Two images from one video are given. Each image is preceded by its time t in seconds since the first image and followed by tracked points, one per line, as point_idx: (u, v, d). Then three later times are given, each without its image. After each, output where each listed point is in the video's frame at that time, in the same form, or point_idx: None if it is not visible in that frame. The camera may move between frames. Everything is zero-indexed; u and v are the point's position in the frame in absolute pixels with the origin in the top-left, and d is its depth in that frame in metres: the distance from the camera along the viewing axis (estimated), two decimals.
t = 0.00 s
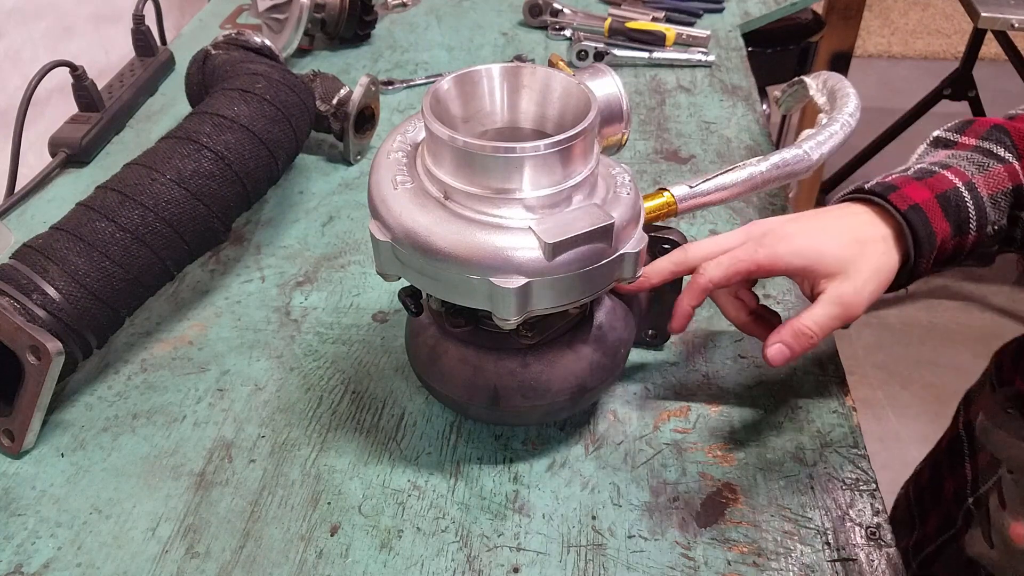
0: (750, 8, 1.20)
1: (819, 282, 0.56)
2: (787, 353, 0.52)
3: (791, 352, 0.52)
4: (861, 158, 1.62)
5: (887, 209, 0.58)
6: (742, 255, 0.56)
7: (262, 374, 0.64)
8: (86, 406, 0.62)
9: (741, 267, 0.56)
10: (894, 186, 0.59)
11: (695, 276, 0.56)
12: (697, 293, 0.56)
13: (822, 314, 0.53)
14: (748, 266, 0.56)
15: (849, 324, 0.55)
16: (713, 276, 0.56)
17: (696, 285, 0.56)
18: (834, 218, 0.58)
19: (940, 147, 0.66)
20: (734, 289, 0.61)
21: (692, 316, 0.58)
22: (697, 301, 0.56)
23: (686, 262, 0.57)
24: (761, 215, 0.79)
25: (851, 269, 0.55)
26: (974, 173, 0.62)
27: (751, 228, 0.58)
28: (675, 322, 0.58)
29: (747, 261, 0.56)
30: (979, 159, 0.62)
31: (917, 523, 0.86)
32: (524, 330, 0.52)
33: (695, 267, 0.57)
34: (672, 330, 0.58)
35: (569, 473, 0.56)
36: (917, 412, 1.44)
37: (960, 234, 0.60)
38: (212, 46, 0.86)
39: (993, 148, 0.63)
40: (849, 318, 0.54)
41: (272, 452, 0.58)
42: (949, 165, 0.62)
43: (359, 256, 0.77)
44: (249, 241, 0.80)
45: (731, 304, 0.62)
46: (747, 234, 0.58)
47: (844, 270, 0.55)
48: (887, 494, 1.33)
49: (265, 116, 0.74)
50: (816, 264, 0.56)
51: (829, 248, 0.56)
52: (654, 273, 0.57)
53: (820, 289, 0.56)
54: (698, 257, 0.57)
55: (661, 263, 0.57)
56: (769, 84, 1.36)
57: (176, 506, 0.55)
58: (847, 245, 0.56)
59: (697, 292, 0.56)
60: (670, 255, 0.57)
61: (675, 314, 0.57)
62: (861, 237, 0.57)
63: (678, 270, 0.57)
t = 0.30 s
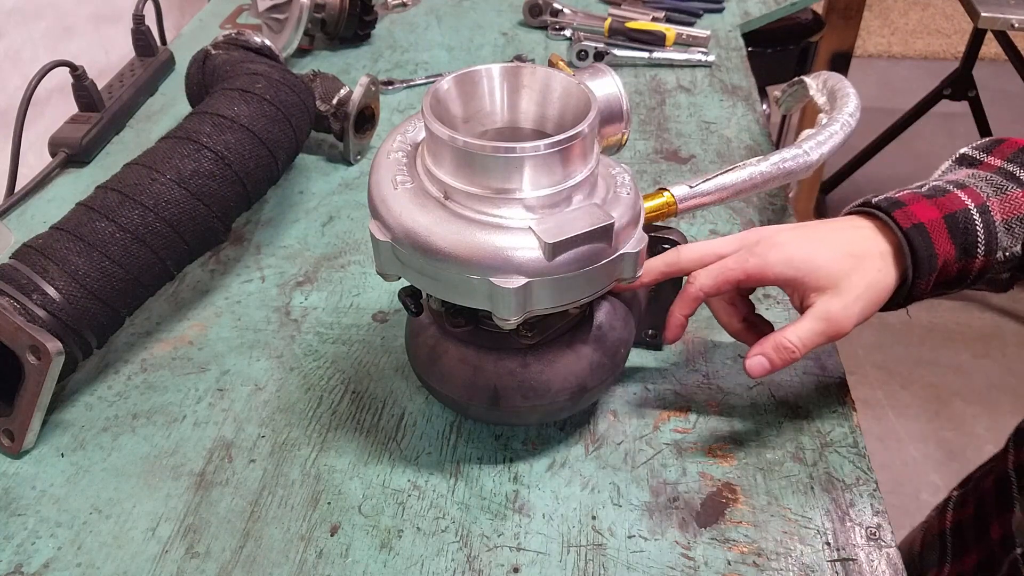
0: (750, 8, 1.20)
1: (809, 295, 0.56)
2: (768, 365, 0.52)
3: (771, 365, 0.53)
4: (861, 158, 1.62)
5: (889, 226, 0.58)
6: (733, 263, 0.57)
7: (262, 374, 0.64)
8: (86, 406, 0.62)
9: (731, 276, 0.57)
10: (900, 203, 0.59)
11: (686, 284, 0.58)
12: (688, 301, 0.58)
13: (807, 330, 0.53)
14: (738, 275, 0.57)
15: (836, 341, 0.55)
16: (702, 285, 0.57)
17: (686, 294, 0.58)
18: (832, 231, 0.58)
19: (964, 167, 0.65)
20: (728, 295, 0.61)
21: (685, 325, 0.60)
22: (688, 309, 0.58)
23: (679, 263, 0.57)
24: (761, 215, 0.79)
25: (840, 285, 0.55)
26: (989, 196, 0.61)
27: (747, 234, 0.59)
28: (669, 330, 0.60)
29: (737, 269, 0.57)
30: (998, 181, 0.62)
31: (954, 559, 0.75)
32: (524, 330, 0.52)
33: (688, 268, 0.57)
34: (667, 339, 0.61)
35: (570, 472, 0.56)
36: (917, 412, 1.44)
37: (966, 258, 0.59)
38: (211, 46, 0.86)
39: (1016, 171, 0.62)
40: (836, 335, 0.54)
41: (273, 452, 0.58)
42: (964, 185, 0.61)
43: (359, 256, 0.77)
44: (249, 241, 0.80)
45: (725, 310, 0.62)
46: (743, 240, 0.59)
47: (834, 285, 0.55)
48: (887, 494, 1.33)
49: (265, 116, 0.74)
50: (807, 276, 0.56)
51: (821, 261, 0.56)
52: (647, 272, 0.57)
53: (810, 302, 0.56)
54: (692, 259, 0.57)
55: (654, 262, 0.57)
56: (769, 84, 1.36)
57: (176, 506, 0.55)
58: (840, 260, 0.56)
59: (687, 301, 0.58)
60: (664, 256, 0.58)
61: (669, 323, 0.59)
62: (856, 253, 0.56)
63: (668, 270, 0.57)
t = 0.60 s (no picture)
0: (750, 8, 1.20)
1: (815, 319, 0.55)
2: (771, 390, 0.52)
3: (773, 390, 0.53)
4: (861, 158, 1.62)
5: (899, 250, 0.56)
6: (738, 286, 0.56)
7: (262, 374, 0.64)
8: (86, 405, 0.62)
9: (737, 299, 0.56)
10: (909, 225, 0.56)
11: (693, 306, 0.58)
12: (694, 325, 0.58)
13: (811, 355, 0.52)
14: (743, 299, 0.56)
15: (841, 365, 0.54)
16: (708, 308, 0.57)
17: (692, 316, 0.57)
18: (843, 253, 0.56)
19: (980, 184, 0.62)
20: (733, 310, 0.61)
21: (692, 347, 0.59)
22: (694, 331, 0.58)
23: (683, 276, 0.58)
24: (761, 215, 0.79)
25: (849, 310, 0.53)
26: (1002, 217, 0.57)
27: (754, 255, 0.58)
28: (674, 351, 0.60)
29: (742, 293, 0.55)
30: (1012, 202, 0.58)
31: None
32: (524, 330, 0.52)
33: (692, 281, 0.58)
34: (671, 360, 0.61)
35: (570, 472, 0.56)
36: (917, 412, 1.44)
37: (978, 281, 0.56)
38: (212, 46, 0.86)
39: None
40: (841, 360, 0.53)
41: (272, 452, 0.58)
42: (977, 206, 0.58)
43: (359, 256, 0.77)
44: (249, 241, 0.80)
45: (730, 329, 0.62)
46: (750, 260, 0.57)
47: (842, 311, 0.53)
48: (887, 494, 1.33)
49: (265, 116, 0.74)
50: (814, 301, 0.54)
51: (830, 285, 0.54)
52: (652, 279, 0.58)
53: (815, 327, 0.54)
54: (697, 273, 0.57)
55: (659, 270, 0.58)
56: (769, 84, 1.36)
57: (176, 505, 0.55)
58: (849, 284, 0.54)
59: (693, 324, 0.57)
60: (670, 264, 0.58)
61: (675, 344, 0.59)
62: (867, 278, 0.54)
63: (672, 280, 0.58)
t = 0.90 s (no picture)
0: (750, 8, 1.20)
1: (789, 309, 0.55)
2: (741, 378, 0.53)
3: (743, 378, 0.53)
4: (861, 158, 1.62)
5: (875, 245, 0.56)
6: (712, 275, 0.56)
7: (262, 374, 0.64)
8: (86, 406, 0.62)
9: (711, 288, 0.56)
10: (887, 221, 0.56)
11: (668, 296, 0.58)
12: (667, 314, 0.58)
13: (782, 345, 0.52)
14: (717, 287, 0.56)
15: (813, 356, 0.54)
16: (683, 296, 0.57)
17: (666, 305, 0.57)
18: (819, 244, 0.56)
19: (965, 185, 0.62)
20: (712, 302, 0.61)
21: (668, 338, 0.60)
22: (669, 321, 0.58)
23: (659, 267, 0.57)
24: (761, 215, 0.79)
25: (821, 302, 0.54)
26: (983, 214, 0.58)
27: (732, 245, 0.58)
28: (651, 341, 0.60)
29: (716, 282, 0.56)
30: (994, 200, 0.58)
31: None
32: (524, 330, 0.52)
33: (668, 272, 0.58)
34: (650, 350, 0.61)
35: (570, 472, 0.56)
36: (917, 412, 1.44)
37: (954, 279, 0.56)
38: (211, 46, 0.86)
39: (1017, 189, 0.59)
40: (812, 351, 0.53)
41: (272, 452, 0.58)
42: (957, 203, 0.58)
43: (359, 256, 0.77)
44: (249, 241, 0.80)
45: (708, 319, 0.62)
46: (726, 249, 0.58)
47: (815, 302, 0.54)
48: (887, 494, 1.33)
49: (265, 116, 0.74)
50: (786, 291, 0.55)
51: (805, 275, 0.55)
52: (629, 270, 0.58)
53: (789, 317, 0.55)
54: (672, 264, 0.58)
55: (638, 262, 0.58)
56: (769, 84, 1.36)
57: (176, 505, 0.55)
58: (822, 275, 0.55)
59: (667, 313, 0.58)
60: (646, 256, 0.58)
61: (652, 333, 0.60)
62: (841, 271, 0.55)
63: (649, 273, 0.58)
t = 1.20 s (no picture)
0: (750, 8, 1.20)
1: (844, 314, 0.51)
2: (790, 377, 0.49)
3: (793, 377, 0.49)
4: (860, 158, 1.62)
5: (925, 262, 0.53)
6: (772, 268, 0.53)
7: (262, 374, 0.64)
8: (86, 406, 0.62)
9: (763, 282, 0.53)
10: (935, 237, 0.54)
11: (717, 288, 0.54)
12: (717, 307, 0.53)
13: (839, 351, 0.48)
14: (776, 281, 0.53)
15: (866, 368, 0.50)
16: (735, 289, 0.53)
17: (715, 298, 0.53)
18: (882, 250, 0.53)
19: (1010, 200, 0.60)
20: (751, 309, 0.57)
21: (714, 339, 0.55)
22: (719, 317, 0.54)
23: (705, 262, 0.55)
24: (761, 215, 0.79)
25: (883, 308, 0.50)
26: None
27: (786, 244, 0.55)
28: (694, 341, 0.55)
29: (774, 274, 0.52)
30: None
31: None
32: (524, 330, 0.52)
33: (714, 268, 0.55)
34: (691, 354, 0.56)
35: (570, 472, 0.56)
36: (917, 412, 1.44)
37: (1005, 297, 0.54)
38: (211, 46, 0.86)
39: None
40: (869, 361, 0.50)
41: (272, 452, 0.58)
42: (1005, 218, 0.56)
43: (359, 256, 0.77)
44: (249, 241, 0.79)
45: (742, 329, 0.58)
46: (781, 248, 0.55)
47: (874, 308, 0.50)
48: (887, 494, 1.33)
49: (265, 116, 0.74)
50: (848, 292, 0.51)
51: (866, 277, 0.51)
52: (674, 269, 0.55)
53: (844, 323, 0.51)
54: (720, 260, 0.55)
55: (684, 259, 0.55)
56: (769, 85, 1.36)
57: (176, 505, 0.55)
58: (887, 280, 0.51)
59: (717, 306, 0.53)
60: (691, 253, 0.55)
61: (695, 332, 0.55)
62: (904, 279, 0.52)
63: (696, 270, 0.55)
